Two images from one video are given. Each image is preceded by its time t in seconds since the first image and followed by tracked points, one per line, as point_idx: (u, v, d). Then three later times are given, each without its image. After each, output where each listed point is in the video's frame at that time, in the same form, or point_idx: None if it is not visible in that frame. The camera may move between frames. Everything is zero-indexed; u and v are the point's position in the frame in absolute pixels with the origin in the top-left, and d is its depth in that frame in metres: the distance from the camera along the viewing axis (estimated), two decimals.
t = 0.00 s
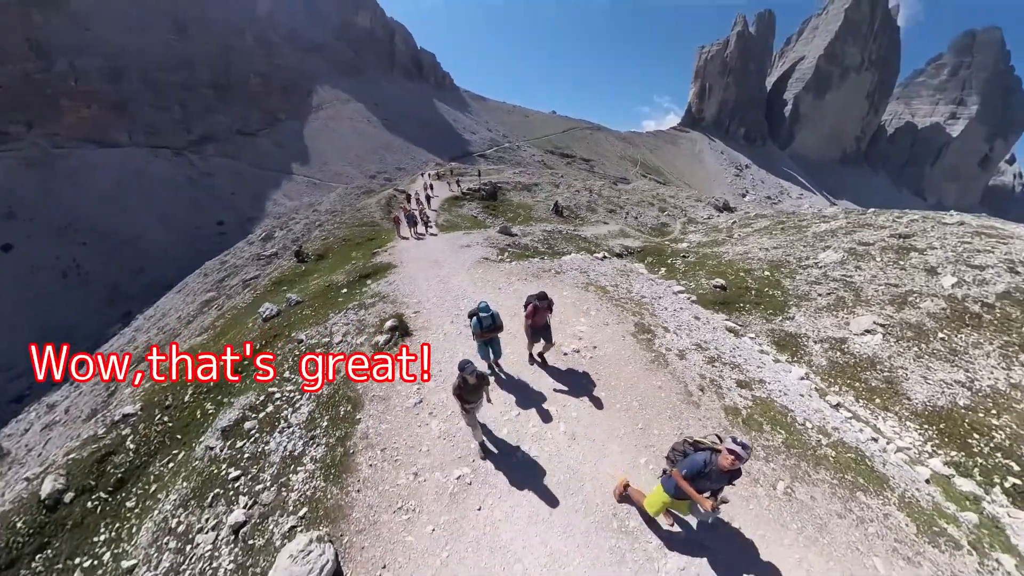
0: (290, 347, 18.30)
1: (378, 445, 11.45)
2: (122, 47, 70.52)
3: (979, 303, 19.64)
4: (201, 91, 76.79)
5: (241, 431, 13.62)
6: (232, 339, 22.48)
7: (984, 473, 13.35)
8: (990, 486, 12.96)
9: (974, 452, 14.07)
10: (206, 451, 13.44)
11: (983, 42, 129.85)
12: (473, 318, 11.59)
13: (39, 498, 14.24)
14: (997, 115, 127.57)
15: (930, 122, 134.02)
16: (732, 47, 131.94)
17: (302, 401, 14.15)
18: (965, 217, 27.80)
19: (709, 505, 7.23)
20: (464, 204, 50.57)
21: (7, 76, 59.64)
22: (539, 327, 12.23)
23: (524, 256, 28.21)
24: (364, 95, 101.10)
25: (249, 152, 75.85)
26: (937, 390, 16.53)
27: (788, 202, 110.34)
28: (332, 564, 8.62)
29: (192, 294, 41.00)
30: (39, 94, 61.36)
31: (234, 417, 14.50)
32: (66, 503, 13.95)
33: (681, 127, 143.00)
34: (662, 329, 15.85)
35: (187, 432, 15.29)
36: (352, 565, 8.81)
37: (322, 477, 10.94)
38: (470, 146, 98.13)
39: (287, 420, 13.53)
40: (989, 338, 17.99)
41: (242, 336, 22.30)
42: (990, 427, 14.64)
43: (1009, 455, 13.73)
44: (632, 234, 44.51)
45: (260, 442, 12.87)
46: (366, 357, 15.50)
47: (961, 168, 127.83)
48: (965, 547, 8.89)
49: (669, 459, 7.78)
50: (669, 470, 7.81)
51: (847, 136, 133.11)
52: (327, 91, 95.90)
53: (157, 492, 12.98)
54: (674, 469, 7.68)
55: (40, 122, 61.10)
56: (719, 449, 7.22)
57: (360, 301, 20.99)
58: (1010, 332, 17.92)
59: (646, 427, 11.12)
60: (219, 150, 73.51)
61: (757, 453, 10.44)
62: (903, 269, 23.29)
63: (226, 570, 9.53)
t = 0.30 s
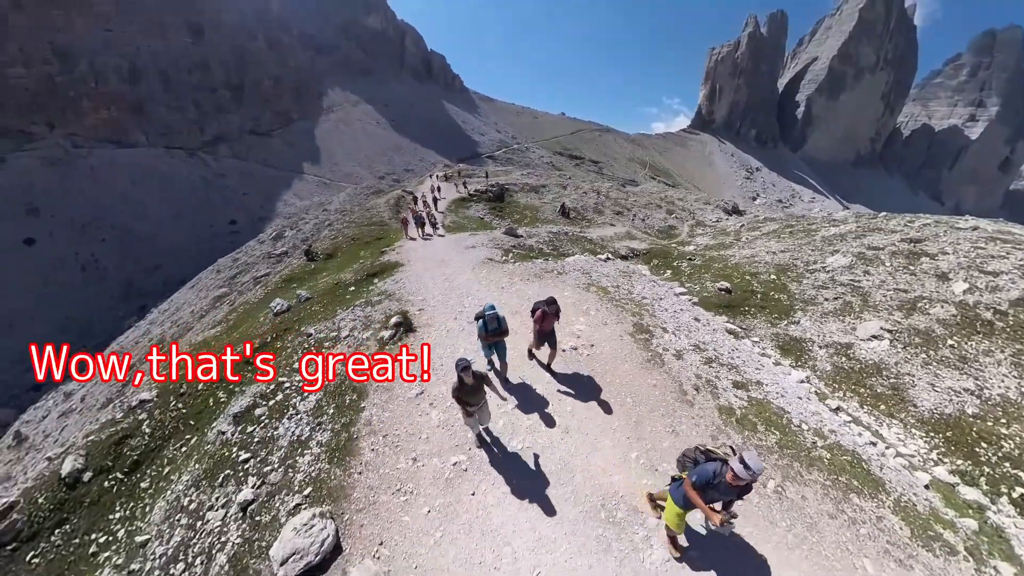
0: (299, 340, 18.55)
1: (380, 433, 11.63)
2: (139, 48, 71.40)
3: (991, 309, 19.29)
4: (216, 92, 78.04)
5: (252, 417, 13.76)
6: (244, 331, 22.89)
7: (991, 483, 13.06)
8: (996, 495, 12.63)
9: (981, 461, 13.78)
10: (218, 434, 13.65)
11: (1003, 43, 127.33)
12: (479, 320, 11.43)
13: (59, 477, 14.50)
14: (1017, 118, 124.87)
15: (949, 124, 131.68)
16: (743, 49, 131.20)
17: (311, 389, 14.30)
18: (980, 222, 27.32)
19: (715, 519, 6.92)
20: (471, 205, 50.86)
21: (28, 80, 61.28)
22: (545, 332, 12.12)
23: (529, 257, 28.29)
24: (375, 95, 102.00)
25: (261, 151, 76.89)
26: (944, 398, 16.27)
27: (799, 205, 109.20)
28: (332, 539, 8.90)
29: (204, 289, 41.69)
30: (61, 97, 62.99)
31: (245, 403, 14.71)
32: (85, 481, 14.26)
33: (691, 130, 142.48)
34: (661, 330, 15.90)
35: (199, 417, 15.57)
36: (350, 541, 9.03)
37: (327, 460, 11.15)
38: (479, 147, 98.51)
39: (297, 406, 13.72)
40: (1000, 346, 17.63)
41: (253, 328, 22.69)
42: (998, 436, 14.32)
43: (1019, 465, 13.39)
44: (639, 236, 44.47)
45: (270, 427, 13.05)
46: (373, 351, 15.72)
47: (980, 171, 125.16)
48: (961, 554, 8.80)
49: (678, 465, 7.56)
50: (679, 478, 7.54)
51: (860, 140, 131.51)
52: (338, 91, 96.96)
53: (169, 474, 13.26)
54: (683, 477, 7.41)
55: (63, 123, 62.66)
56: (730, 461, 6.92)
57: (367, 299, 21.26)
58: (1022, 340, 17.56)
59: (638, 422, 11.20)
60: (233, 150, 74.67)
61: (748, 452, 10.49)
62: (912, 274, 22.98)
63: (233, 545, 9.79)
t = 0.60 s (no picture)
0: (304, 335, 18.68)
1: (380, 423, 11.72)
2: (147, 48, 72.31)
3: (1001, 313, 18.90)
4: (224, 92, 78.81)
5: (258, 408, 13.86)
6: (251, 326, 23.17)
7: (997, 492, 12.86)
8: (1002, 504, 12.44)
9: (986, 468, 13.61)
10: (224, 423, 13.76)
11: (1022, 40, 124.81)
12: (481, 323, 10.75)
13: (71, 463, 14.78)
14: None
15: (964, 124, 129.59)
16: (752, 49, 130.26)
17: (315, 381, 14.36)
18: (993, 225, 26.79)
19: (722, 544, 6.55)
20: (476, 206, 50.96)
21: (41, 79, 62.32)
22: (551, 336, 11.73)
23: (531, 258, 28.29)
24: (382, 95, 102.61)
25: (269, 151, 77.62)
26: (950, 404, 16.05)
27: (809, 207, 108.12)
28: (330, 520, 9.07)
29: (212, 286, 42.17)
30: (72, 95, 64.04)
31: (251, 394, 14.81)
32: (96, 468, 14.55)
33: (699, 130, 142.04)
34: (658, 330, 15.87)
35: (207, 409, 15.75)
36: (346, 523, 9.14)
37: (328, 447, 11.24)
38: (485, 148, 98.65)
39: (301, 397, 13.80)
40: (1011, 351, 17.26)
41: (260, 323, 22.99)
42: (1005, 444, 14.10)
43: None
44: (643, 237, 44.38)
45: (275, 418, 13.09)
46: (376, 347, 15.84)
47: (996, 173, 122.91)
48: (956, 558, 8.67)
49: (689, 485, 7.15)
50: (688, 499, 7.20)
51: (871, 142, 130.13)
52: (346, 91, 97.59)
53: (176, 463, 13.44)
54: (691, 498, 7.04)
55: (73, 120, 63.65)
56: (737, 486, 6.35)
57: (371, 296, 21.39)
58: None
59: (630, 417, 11.28)
60: (241, 149, 75.39)
61: (739, 451, 10.49)
62: (921, 277, 22.63)
63: (236, 525, 9.86)
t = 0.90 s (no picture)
0: (308, 333, 18.97)
1: (382, 414, 12.07)
2: (150, 48, 73.13)
3: (998, 314, 18.96)
4: (227, 92, 79.32)
5: (264, 401, 14.22)
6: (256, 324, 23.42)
7: (987, 491, 12.99)
8: (992, 503, 12.56)
9: (978, 468, 13.76)
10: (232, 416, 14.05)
11: None
12: (481, 327, 10.90)
13: (83, 455, 15.29)
14: None
15: (970, 123, 129.23)
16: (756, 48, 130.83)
17: (320, 377, 14.66)
18: (995, 225, 26.85)
19: (716, 548, 6.67)
20: (476, 207, 51.35)
21: (44, 79, 62.78)
22: (550, 340, 11.85)
23: (530, 258, 28.65)
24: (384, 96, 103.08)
25: (271, 151, 78.08)
26: (943, 404, 16.22)
27: (814, 207, 107.94)
28: (335, 502, 9.45)
29: (214, 285, 42.59)
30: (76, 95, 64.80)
31: (257, 389, 15.11)
32: (106, 460, 15.06)
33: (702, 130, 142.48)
34: (651, 328, 16.21)
35: (214, 404, 16.12)
36: (350, 505, 9.50)
37: (333, 436, 11.61)
38: (486, 149, 99.10)
39: (307, 391, 14.10)
40: (1007, 352, 17.32)
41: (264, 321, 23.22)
42: (997, 443, 14.22)
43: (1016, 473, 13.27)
44: (643, 238, 44.76)
45: (282, 410, 13.44)
46: (378, 343, 16.15)
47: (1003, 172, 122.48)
48: (934, 549, 8.95)
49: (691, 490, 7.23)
50: (687, 503, 7.29)
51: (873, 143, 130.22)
52: (348, 92, 98.11)
53: (185, 455, 13.85)
54: (691, 501, 7.15)
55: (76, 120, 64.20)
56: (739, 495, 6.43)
57: (373, 295, 21.73)
58: None
59: (619, 411, 11.63)
60: (243, 148, 75.80)
61: (724, 443, 10.84)
62: (918, 278, 22.81)
63: (246, 510, 10.18)
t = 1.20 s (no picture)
0: (307, 330, 19.22)
1: (378, 405, 12.40)
2: (146, 49, 73.12)
3: (987, 310, 19.24)
4: (223, 93, 79.29)
5: (265, 395, 14.49)
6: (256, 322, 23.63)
7: (974, 482, 13.19)
8: (978, 494, 12.76)
9: (965, 460, 13.96)
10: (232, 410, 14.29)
11: None
12: (470, 331, 10.82)
13: (84, 451, 15.48)
14: None
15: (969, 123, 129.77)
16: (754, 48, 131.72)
17: (319, 372, 14.93)
18: (988, 223, 27.11)
19: (717, 562, 6.48)
20: (473, 207, 51.67)
21: (39, 79, 62.67)
22: (546, 340, 12.11)
23: (526, 258, 29.00)
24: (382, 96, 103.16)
25: (268, 152, 78.03)
26: (931, 398, 16.47)
27: (812, 207, 108.51)
28: (332, 485, 9.77)
29: (211, 285, 42.73)
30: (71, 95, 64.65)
31: (258, 384, 15.38)
32: (107, 455, 15.27)
33: (700, 130, 143.09)
34: (641, 324, 16.56)
35: (215, 400, 16.36)
36: (346, 489, 9.83)
37: (332, 426, 11.91)
38: (484, 149, 99.43)
39: (306, 386, 14.37)
40: (995, 347, 17.53)
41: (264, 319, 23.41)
42: (983, 436, 14.43)
43: (1002, 464, 13.48)
44: (639, 238, 45.21)
45: (282, 404, 13.69)
46: (376, 338, 16.44)
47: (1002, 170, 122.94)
48: (910, 533, 9.28)
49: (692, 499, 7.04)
50: (690, 513, 7.07)
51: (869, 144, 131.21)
52: (345, 92, 98.22)
53: (185, 450, 14.07)
54: (694, 512, 6.94)
55: (70, 120, 63.97)
56: (748, 506, 6.24)
57: (371, 293, 22.02)
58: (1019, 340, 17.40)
59: (605, 402, 11.97)
60: (239, 148, 75.85)
61: (707, 432, 11.19)
62: (910, 275, 23.16)
63: (247, 496, 10.45)
